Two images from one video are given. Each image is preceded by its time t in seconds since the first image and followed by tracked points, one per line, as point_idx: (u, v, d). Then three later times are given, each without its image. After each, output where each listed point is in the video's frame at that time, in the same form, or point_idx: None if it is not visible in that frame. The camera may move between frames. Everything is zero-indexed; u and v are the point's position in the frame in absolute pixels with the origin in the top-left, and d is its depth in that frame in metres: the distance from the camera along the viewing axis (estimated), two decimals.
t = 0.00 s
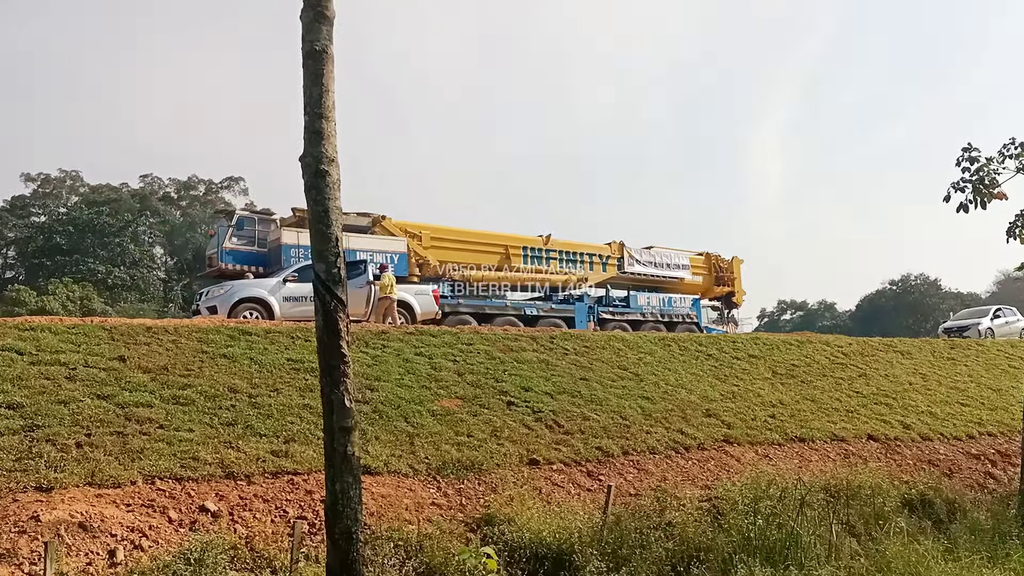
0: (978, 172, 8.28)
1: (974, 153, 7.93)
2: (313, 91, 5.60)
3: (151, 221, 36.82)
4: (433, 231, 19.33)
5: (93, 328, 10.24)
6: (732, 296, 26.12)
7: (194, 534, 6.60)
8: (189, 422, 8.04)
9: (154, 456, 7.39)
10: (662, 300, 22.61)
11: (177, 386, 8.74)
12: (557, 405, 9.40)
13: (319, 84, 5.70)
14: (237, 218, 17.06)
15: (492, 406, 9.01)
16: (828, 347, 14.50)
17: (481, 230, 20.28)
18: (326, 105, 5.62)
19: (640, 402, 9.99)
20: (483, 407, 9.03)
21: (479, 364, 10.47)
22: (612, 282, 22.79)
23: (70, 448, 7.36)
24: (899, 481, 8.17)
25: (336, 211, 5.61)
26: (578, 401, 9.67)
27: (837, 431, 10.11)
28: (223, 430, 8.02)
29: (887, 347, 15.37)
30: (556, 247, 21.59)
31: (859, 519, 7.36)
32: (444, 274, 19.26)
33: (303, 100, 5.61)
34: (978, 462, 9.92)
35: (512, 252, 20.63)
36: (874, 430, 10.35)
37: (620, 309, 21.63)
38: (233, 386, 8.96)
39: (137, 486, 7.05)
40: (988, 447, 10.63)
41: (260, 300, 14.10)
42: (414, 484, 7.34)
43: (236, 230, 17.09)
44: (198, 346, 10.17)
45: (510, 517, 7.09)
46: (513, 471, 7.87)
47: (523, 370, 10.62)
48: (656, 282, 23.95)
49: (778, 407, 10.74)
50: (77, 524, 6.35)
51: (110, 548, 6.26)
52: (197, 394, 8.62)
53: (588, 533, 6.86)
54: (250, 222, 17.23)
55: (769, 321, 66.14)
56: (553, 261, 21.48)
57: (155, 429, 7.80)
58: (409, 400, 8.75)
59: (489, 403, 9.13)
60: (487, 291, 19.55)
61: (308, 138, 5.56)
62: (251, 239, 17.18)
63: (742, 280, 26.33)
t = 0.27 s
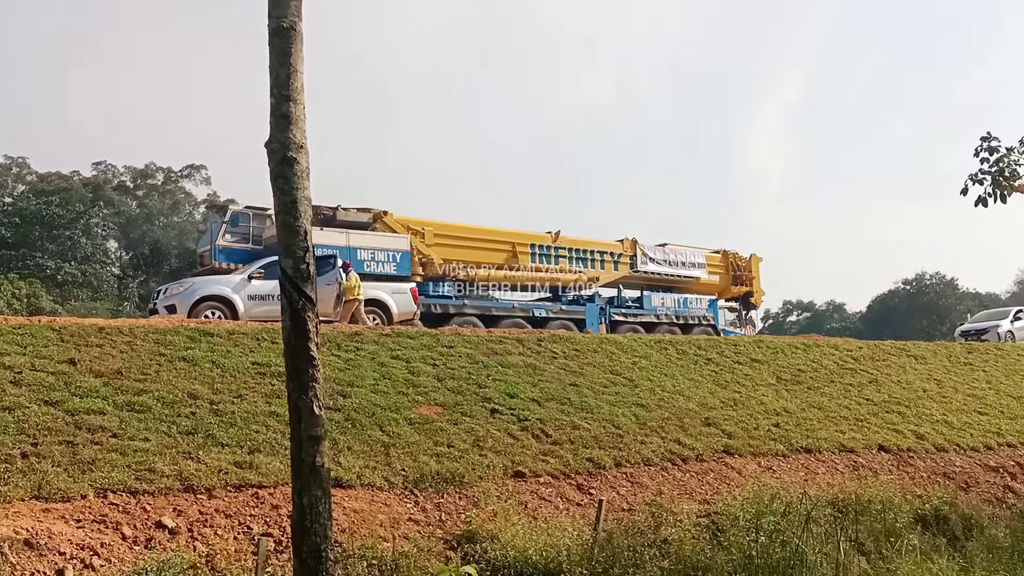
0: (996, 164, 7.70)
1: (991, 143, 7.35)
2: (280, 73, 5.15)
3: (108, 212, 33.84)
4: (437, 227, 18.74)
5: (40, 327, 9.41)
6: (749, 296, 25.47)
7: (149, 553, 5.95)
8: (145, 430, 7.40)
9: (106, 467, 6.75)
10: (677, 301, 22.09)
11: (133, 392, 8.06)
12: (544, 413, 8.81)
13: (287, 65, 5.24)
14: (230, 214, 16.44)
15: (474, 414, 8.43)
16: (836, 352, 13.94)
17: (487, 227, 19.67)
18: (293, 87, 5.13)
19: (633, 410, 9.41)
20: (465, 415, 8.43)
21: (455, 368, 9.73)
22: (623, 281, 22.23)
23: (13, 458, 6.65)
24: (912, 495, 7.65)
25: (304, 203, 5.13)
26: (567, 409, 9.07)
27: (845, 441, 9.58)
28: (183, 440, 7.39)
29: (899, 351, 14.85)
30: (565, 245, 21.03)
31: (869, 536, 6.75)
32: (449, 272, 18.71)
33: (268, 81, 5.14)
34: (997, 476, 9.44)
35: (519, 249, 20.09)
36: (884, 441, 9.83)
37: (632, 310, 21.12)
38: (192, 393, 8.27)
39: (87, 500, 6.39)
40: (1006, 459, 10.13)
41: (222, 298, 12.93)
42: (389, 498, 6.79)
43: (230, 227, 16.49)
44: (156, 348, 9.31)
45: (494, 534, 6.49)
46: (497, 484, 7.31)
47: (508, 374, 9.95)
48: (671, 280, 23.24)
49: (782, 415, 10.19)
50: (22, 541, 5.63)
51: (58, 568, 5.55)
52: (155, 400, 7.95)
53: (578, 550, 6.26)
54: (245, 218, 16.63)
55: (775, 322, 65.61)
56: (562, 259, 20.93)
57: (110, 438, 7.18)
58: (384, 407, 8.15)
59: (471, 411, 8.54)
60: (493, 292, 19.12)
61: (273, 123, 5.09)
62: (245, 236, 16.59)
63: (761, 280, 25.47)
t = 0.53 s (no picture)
0: (996, 161, 7.45)
1: (989, 140, 7.18)
2: (251, 62, 5.00)
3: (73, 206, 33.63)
4: (442, 225, 18.44)
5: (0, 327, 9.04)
6: (756, 297, 25.28)
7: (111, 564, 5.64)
8: (109, 435, 7.10)
9: (68, 474, 6.45)
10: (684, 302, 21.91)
11: (97, 395, 7.76)
12: (527, 418, 8.55)
13: (259, 54, 5.09)
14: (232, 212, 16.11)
15: (454, 419, 8.16)
16: (829, 354, 13.71)
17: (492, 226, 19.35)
18: (268, 76, 5.00)
19: (620, 414, 9.16)
20: (445, 419, 8.16)
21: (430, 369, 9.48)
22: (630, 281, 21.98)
23: None
24: (906, 503, 7.43)
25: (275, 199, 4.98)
26: (550, 413, 8.81)
27: (838, 447, 9.36)
28: (150, 445, 7.10)
29: (894, 355, 14.64)
30: (571, 244, 20.73)
31: (863, 545, 6.49)
32: (455, 273, 18.39)
33: (240, 70, 5.02)
34: (994, 483, 9.25)
35: (525, 249, 19.79)
36: (879, 447, 9.61)
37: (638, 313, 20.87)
38: (160, 395, 7.98)
39: (48, 508, 6.08)
40: (1005, 466, 9.96)
41: (191, 298, 12.56)
42: (365, 506, 6.51)
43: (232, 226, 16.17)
44: (121, 349, 9.01)
45: (474, 542, 6.19)
46: (478, 491, 7.05)
47: (489, 377, 9.69)
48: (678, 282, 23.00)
49: (774, 420, 9.97)
50: None
51: None
52: (120, 403, 7.66)
53: (562, 559, 5.96)
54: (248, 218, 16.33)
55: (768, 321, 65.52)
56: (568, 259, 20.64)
57: (72, 443, 6.89)
58: (360, 412, 7.89)
59: (452, 415, 8.26)
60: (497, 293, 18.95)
61: (244, 115, 4.94)
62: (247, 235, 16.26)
63: (768, 280, 25.30)
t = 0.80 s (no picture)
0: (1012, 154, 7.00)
1: (1002, 131, 6.72)
2: (207, 41, 4.98)
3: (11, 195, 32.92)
4: (443, 222, 17.94)
5: None
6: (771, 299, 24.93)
7: None
8: (51, 445, 6.59)
9: (5, 486, 5.92)
10: (696, 304, 21.20)
11: (39, 401, 7.24)
12: (506, 427, 8.06)
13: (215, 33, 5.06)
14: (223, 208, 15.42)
15: (428, 428, 7.66)
16: (831, 359, 13.26)
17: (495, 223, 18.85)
18: (224, 56, 4.97)
19: (607, 423, 8.67)
20: (418, 429, 7.66)
21: (401, 371, 9.04)
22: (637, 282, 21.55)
23: None
24: (914, 519, 6.97)
25: (233, 188, 4.93)
26: (532, 422, 8.33)
27: (841, 458, 8.93)
28: (96, 455, 6.59)
29: (902, 360, 14.19)
30: (577, 242, 20.23)
31: (869, 563, 5.93)
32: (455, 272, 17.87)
33: (195, 49, 4.98)
34: (1006, 497, 8.83)
35: (529, 247, 19.30)
36: (884, 459, 9.21)
37: (648, 314, 20.19)
38: (106, 402, 7.45)
39: None
40: (1017, 480, 9.56)
41: (142, 296, 11.83)
42: (330, 523, 6.00)
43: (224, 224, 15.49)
44: (65, 351, 8.47)
45: (449, 562, 5.60)
46: (453, 506, 6.57)
47: (465, 383, 9.18)
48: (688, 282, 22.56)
49: (772, 430, 9.50)
50: None
51: None
52: (64, 411, 7.14)
53: None
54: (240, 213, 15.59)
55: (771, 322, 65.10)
56: (574, 257, 20.16)
57: (12, 453, 6.37)
58: (326, 420, 7.38)
59: (425, 424, 7.77)
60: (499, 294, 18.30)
61: (200, 98, 4.90)
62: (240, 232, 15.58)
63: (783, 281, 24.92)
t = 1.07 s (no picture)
0: None
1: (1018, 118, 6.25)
2: (158, 15, 4.40)
3: None
4: (443, 218, 17.41)
5: None
6: (788, 300, 24.47)
7: None
8: None
9: None
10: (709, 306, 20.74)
11: None
12: (483, 438, 7.57)
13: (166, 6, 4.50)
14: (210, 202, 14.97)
15: (398, 439, 7.17)
16: (835, 365, 12.79)
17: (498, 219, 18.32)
18: (176, 32, 4.42)
19: (593, 434, 8.18)
20: (386, 440, 7.17)
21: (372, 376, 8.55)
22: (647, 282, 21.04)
23: None
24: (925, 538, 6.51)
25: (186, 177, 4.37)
26: (511, 433, 7.83)
27: (847, 473, 8.51)
28: (32, 469, 6.10)
29: (913, 366, 13.72)
30: (584, 240, 19.70)
31: None
32: (456, 272, 17.36)
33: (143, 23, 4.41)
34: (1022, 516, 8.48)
35: (533, 245, 18.78)
36: (893, 472, 8.80)
37: (659, 318, 19.68)
38: (45, 411, 6.94)
39: None
40: None
41: (85, 295, 11.28)
42: (291, 542, 5.52)
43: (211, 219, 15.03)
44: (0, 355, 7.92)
45: None
46: (425, 524, 6.09)
47: (439, 390, 8.66)
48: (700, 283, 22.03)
49: (771, 442, 9.02)
50: None
51: None
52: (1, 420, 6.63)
53: None
54: (228, 207, 15.14)
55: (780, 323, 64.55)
56: (581, 255, 19.65)
57: None
58: (286, 430, 6.89)
59: (395, 435, 7.28)
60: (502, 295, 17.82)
61: (149, 78, 4.33)
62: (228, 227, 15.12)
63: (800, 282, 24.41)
